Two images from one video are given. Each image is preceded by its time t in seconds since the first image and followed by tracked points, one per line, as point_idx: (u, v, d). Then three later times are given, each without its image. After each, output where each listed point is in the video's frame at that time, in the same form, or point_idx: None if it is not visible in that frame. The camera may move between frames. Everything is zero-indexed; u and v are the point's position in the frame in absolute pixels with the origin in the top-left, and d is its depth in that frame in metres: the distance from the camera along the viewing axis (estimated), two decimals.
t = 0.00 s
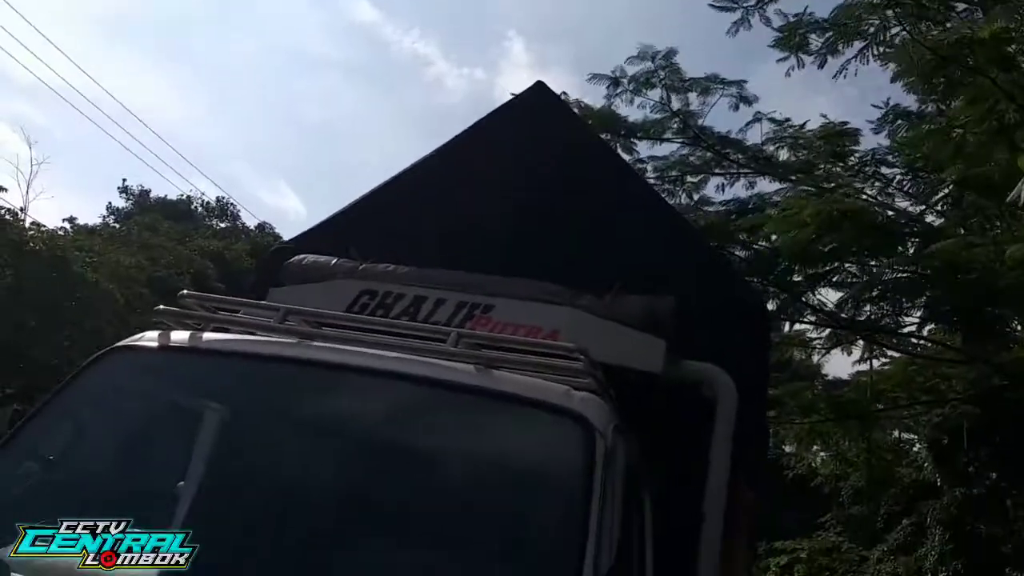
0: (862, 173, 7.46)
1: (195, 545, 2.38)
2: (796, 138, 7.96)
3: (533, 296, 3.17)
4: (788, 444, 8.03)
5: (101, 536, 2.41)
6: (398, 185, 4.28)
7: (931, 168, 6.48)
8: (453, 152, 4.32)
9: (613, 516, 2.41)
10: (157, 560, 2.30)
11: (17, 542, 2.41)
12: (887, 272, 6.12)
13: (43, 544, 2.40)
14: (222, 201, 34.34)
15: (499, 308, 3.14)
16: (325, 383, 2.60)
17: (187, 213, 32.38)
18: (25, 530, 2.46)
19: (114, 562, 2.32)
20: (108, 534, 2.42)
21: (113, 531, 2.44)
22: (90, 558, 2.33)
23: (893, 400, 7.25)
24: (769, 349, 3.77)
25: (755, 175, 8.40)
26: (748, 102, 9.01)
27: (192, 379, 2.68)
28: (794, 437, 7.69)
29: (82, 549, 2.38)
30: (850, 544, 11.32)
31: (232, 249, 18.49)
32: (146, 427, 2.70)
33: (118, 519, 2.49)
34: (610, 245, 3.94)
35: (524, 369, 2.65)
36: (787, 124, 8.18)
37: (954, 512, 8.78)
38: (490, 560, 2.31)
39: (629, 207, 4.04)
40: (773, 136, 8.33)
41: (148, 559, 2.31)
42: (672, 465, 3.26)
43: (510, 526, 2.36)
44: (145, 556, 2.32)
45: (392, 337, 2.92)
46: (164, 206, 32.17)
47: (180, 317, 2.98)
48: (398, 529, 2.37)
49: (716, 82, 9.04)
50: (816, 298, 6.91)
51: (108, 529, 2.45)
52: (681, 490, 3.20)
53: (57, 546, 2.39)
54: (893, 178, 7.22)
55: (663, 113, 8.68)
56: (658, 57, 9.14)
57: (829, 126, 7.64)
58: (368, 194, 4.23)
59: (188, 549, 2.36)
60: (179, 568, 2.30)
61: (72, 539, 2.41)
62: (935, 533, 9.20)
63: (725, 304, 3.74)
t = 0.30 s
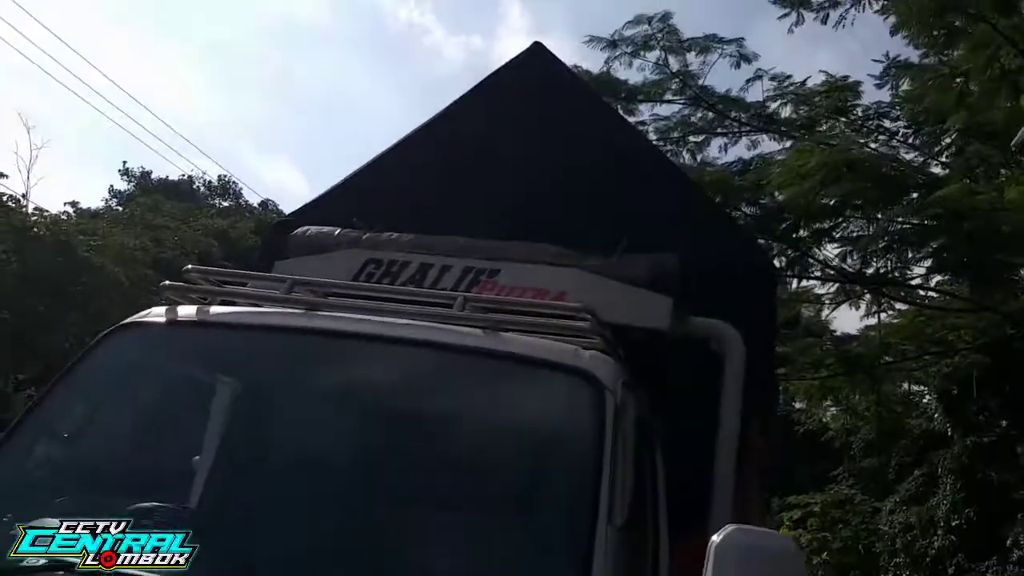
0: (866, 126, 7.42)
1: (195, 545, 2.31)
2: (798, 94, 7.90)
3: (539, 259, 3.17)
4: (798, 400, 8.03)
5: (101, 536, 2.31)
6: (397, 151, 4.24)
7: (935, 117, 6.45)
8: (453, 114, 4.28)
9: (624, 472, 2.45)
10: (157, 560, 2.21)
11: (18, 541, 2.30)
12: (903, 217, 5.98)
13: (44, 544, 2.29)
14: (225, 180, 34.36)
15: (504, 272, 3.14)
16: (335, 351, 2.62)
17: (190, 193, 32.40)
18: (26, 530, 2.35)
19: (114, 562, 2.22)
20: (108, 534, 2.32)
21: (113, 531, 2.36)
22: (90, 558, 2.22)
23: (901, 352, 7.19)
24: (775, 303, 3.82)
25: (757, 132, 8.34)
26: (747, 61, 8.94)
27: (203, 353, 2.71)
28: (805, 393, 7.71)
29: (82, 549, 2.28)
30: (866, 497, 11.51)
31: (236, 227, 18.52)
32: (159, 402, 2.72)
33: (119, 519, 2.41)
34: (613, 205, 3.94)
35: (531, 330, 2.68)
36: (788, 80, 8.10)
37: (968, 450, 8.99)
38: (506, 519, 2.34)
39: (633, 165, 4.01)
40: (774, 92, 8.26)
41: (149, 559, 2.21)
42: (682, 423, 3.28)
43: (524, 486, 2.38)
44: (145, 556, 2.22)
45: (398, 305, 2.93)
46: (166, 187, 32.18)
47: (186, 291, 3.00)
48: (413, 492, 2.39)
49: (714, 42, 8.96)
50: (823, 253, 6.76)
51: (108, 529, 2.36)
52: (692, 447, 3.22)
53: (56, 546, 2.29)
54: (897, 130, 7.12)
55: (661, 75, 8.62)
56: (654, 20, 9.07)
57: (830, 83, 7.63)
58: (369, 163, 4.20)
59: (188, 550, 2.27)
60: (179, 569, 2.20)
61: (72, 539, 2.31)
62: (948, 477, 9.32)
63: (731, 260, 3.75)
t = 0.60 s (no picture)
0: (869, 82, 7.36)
1: (196, 545, 2.27)
2: (800, 52, 7.83)
3: (545, 223, 3.17)
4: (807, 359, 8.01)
5: (101, 536, 2.30)
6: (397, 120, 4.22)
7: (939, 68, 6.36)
8: (452, 82, 4.27)
9: (634, 430, 2.47)
10: (157, 561, 2.22)
11: (17, 541, 2.31)
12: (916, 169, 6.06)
13: (44, 543, 2.30)
14: (228, 158, 34.31)
15: (509, 238, 3.15)
16: (343, 321, 2.63)
17: (193, 172, 32.36)
18: (26, 529, 2.34)
19: (114, 562, 2.25)
20: (107, 534, 2.32)
21: (113, 531, 2.33)
22: (90, 558, 2.25)
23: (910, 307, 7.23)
24: (780, 259, 3.81)
25: (757, 92, 8.25)
26: (747, 21, 8.85)
27: (211, 327, 2.72)
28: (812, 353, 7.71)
29: (82, 550, 2.28)
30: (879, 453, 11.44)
31: (241, 204, 18.52)
32: (173, 376, 2.75)
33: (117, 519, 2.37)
34: (617, 167, 3.94)
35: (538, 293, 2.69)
36: (789, 38, 8.03)
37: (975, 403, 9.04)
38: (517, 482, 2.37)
39: (635, 126, 4.00)
40: (775, 51, 8.20)
41: (149, 559, 2.23)
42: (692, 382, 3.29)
43: (534, 450, 2.41)
44: (144, 556, 2.24)
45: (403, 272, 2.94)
46: (169, 168, 32.14)
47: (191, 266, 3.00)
48: (425, 460, 2.42)
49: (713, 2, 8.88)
50: (828, 211, 6.74)
51: (109, 529, 2.33)
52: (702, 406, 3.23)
53: (56, 547, 2.29)
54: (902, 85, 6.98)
55: (661, 36, 8.55)
56: None
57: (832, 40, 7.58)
58: (370, 133, 4.19)
59: (188, 550, 2.25)
60: (179, 569, 2.21)
61: (72, 538, 2.30)
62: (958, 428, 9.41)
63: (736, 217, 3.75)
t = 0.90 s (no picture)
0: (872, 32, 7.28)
1: (196, 545, 2.20)
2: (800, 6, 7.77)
3: (549, 185, 3.17)
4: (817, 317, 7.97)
5: (101, 536, 2.26)
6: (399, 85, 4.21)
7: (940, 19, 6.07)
8: (453, 45, 4.24)
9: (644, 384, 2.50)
10: (157, 561, 2.18)
11: (18, 540, 2.28)
12: (928, 117, 5.99)
13: (43, 544, 2.26)
14: (231, 133, 34.23)
15: (514, 199, 3.13)
16: (352, 285, 2.66)
17: (197, 149, 32.32)
18: (27, 528, 2.30)
19: (114, 563, 2.22)
20: (108, 534, 2.27)
21: (114, 531, 2.28)
22: (90, 559, 2.22)
23: (917, 259, 7.11)
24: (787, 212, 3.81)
25: (757, 48, 8.29)
26: None
27: (222, 294, 2.76)
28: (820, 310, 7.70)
29: (82, 550, 2.25)
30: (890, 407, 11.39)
31: (246, 179, 18.49)
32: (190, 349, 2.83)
33: (118, 516, 2.33)
34: (620, 125, 3.93)
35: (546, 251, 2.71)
36: None
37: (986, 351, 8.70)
38: (529, 438, 2.40)
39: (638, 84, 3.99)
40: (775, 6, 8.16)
41: (149, 559, 2.19)
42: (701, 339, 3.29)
43: (546, 405, 2.43)
44: (144, 555, 2.21)
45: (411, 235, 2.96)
46: (172, 145, 32.08)
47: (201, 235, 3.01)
48: (436, 419, 2.44)
49: None
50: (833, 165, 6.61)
51: (109, 529, 2.28)
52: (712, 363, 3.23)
53: (56, 547, 2.26)
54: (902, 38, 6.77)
55: None
56: None
57: None
58: (371, 99, 4.17)
59: (188, 550, 2.19)
60: (179, 570, 2.16)
61: (72, 538, 2.27)
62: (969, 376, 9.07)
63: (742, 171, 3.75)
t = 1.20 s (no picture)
0: None
1: (196, 545, 2.20)
2: None
3: (551, 151, 3.17)
4: (823, 282, 7.95)
5: (101, 536, 2.27)
6: (398, 58, 4.21)
7: None
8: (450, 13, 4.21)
9: (648, 343, 2.55)
10: (157, 561, 2.19)
11: (18, 540, 2.30)
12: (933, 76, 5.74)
13: (44, 543, 2.28)
14: (234, 112, 34.17)
15: (517, 167, 3.14)
16: (361, 256, 2.70)
17: (200, 128, 32.26)
18: (26, 529, 2.33)
19: (114, 563, 2.22)
20: (108, 534, 2.27)
21: (114, 531, 2.28)
22: (90, 558, 2.23)
23: (923, 222, 6.99)
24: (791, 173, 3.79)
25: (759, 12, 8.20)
26: None
27: (232, 271, 2.81)
28: (827, 275, 7.71)
29: (82, 550, 2.26)
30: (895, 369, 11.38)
31: (250, 157, 18.49)
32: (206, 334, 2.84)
33: (119, 517, 2.32)
34: (621, 92, 3.93)
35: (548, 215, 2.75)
36: None
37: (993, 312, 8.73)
38: (535, 404, 2.40)
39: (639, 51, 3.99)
40: None
41: (150, 560, 2.20)
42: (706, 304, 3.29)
43: (554, 370, 2.44)
44: (143, 555, 2.21)
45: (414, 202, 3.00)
46: (175, 124, 32.02)
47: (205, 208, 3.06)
48: (444, 388, 2.46)
49: None
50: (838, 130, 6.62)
51: (109, 529, 2.28)
52: (718, 327, 3.23)
53: (57, 547, 2.27)
54: None
55: None
56: None
57: None
58: (371, 71, 4.17)
59: (188, 549, 2.20)
60: (180, 570, 2.17)
61: (72, 538, 2.28)
62: (976, 337, 9.01)
63: (744, 133, 3.74)
